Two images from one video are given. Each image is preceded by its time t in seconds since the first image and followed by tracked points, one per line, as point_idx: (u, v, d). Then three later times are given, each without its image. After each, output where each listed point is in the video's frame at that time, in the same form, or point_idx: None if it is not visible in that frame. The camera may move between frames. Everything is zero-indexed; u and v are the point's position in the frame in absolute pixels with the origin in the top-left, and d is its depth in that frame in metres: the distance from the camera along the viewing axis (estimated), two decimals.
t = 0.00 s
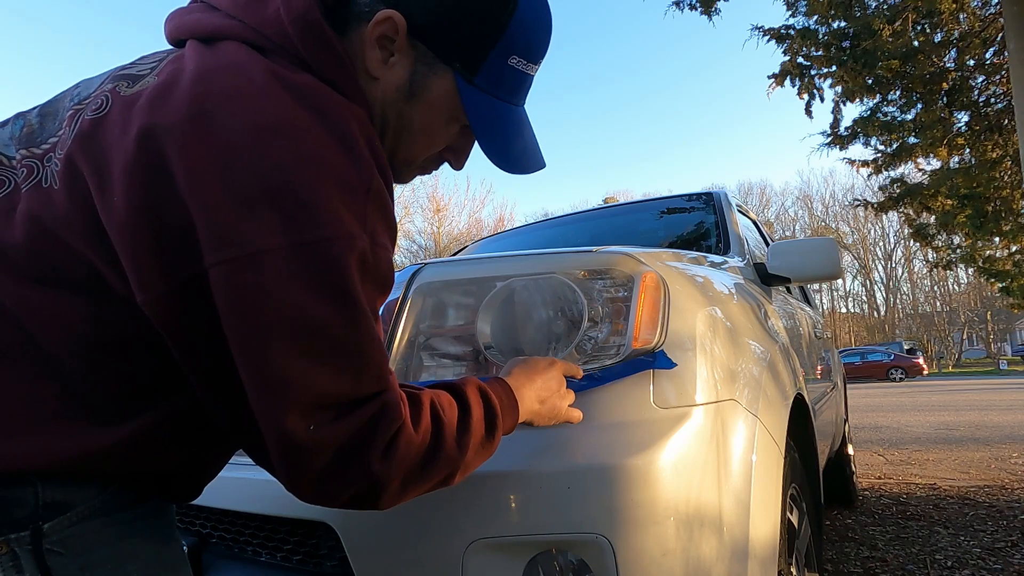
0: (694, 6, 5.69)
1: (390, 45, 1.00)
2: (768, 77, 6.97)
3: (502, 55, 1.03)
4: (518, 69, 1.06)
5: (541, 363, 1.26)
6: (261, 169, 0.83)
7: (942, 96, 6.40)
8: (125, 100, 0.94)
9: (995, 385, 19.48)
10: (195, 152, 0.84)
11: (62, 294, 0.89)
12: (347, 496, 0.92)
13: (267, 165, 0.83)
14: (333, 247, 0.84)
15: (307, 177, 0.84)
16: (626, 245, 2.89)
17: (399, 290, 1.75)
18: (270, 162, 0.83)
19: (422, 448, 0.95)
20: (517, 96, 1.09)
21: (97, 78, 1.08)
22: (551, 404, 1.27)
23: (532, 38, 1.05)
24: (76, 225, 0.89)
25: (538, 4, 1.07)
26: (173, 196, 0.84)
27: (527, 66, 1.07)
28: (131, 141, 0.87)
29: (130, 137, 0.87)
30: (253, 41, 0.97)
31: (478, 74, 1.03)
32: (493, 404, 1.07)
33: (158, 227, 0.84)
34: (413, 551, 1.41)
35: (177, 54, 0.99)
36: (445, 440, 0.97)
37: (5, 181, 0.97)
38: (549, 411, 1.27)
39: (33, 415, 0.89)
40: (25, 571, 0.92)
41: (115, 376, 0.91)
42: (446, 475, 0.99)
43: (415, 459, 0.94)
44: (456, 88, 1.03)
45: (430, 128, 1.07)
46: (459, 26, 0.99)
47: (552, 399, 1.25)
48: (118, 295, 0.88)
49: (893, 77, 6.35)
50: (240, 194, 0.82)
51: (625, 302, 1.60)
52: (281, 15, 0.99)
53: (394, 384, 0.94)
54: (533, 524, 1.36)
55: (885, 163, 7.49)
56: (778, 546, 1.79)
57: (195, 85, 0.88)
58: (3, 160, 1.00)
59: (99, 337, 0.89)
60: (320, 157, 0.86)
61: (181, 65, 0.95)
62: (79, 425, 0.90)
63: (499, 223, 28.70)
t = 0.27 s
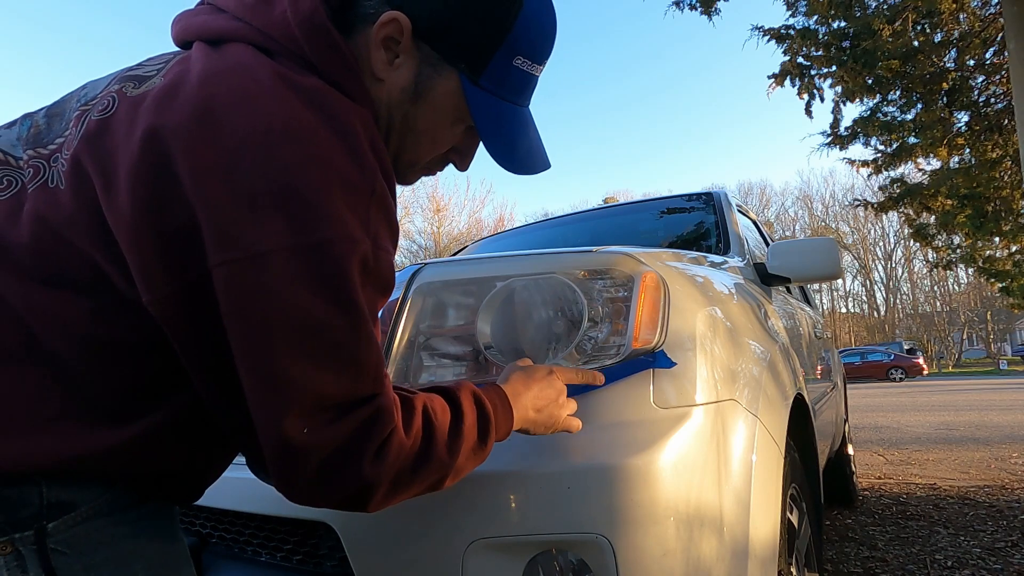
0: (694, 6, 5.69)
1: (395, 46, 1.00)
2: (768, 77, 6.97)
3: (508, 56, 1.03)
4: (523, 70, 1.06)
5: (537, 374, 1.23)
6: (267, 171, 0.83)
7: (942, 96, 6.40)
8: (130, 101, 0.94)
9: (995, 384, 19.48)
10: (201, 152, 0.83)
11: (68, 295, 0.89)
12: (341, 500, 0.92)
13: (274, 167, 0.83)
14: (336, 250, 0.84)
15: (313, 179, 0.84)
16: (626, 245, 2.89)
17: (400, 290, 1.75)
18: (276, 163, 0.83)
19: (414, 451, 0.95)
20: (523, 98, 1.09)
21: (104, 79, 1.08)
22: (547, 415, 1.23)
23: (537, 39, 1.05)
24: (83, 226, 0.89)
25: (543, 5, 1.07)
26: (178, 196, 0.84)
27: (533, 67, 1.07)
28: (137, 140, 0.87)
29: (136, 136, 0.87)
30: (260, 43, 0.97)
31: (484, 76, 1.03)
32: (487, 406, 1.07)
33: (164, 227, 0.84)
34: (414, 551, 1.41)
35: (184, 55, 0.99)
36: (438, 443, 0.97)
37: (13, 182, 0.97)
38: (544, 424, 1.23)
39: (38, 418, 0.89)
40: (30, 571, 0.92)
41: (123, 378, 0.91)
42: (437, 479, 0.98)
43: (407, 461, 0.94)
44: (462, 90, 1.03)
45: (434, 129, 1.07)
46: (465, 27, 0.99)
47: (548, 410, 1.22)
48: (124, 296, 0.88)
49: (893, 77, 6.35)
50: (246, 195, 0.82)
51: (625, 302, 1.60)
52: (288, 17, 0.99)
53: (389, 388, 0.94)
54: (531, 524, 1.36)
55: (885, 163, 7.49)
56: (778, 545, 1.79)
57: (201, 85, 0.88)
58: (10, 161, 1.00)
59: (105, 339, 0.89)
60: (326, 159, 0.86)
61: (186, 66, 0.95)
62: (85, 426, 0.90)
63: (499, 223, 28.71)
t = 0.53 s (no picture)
0: (694, 6, 5.69)
1: (397, 38, 1.00)
2: (768, 77, 6.96)
3: (509, 48, 1.03)
4: (525, 63, 1.06)
5: (583, 394, 1.30)
6: (271, 163, 0.83)
7: (942, 96, 6.40)
8: (134, 95, 0.95)
9: (995, 384, 19.48)
10: (208, 150, 0.84)
11: (73, 291, 0.88)
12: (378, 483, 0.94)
13: (278, 158, 0.83)
14: (347, 241, 0.84)
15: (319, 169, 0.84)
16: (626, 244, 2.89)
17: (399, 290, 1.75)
18: (280, 157, 0.83)
19: (452, 446, 0.98)
20: (525, 91, 1.09)
21: (105, 74, 1.08)
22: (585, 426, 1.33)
23: (538, 32, 1.05)
24: (90, 222, 0.88)
25: None
26: (189, 194, 0.85)
27: (534, 60, 1.07)
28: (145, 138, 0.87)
29: (144, 136, 0.88)
30: (261, 34, 0.97)
31: (485, 67, 1.03)
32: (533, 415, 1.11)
33: (179, 224, 0.85)
34: (415, 551, 1.41)
35: (185, 48, 1.00)
36: (481, 442, 1.00)
37: (19, 180, 0.97)
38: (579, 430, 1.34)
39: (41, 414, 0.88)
40: (43, 571, 0.91)
41: (125, 371, 0.91)
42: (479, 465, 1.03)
43: (441, 453, 0.97)
44: (462, 81, 1.03)
45: (436, 122, 1.07)
46: (466, 18, 1.00)
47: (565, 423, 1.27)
48: (131, 290, 0.89)
49: (893, 77, 6.34)
50: (253, 191, 0.83)
51: (625, 302, 1.60)
52: (291, 11, 0.99)
53: (417, 377, 0.94)
54: (530, 524, 1.36)
55: (885, 163, 7.49)
56: (778, 545, 1.78)
57: (205, 82, 0.89)
58: (16, 158, 1.00)
59: (110, 335, 0.89)
60: (330, 149, 0.86)
61: (188, 60, 0.95)
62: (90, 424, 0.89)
63: (499, 223, 28.71)
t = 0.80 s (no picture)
0: (693, 6, 5.70)
1: None
2: (768, 77, 6.97)
3: None
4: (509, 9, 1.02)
5: (594, 382, 1.25)
6: (257, 116, 0.81)
7: (942, 96, 6.40)
8: (107, 62, 0.93)
9: (995, 385, 19.50)
10: (189, 108, 0.82)
11: (68, 269, 0.85)
12: (395, 442, 0.91)
13: (264, 110, 0.81)
14: (340, 187, 0.81)
15: (305, 116, 0.81)
16: (626, 244, 2.88)
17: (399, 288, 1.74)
18: (262, 108, 0.81)
19: (470, 406, 0.96)
20: (514, 41, 1.05)
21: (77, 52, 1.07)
22: (593, 419, 1.29)
23: None
24: (82, 196, 0.85)
25: None
26: (172, 156, 0.82)
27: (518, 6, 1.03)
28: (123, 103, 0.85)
29: (122, 101, 0.86)
30: None
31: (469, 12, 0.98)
32: (551, 392, 1.09)
33: (165, 188, 0.82)
34: (414, 552, 1.41)
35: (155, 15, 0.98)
36: (498, 402, 0.99)
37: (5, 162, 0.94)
38: (587, 423, 1.30)
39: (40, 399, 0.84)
40: (55, 569, 0.87)
41: (128, 360, 0.87)
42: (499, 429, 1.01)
43: (459, 412, 0.95)
44: (447, 29, 0.99)
45: (422, 76, 1.03)
46: None
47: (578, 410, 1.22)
48: (130, 264, 0.85)
49: (893, 77, 6.35)
50: (239, 144, 0.80)
51: (625, 302, 1.60)
52: None
53: (429, 329, 0.92)
54: (530, 525, 1.37)
55: (885, 163, 7.49)
56: (778, 545, 1.78)
57: (179, 42, 0.86)
58: None
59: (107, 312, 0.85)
60: (314, 96, 0.83)
61: (161, 23, 0.93)
62: (93, 412, 0.85)
63: (499, 223, 28.71)
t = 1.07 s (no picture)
0: (694, 6, 5.70)
1: None
2: (768, 77, 6.97)
3: None
4: None
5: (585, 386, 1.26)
6: (247, 97, 0.81)
7: (942, 96, 6.40)
8: (90, 50, 0.93)
9: (996, 384, 19.50)
10: (178, 93, 0.82)
11: (65, 262, 0.85)
12: (394, 428, 0.90)
13: (253, 92, 0.81)
14: (332, 168, 0.81)
15: (296, 98, 0.81)
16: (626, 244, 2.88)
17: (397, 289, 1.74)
18: (253, 90, 0.81)
19: (469, 392, 0.96)
20: (505, 18, 1.03)
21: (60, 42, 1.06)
22: (584, 420, 1.29)
23: None
24: (71, 187, 0.85)
25: None
26: (161, 142, 0.82)
27: None
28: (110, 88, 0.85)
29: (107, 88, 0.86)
30: None
31: None
32: (545, 389, 1.10)
33: (154, 173, 0.82)
34: (415, 552, 1.41)
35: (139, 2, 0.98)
36: (496, 388, 0.99)
37: None
38: (579, 424, 1.30)
39: (39, 393, 0.85)
40: (58, 571, 0.87)
41: (129, 355, 0.87)
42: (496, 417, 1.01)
43: (458, 398, 0.95)
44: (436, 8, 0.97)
45: (414, 57, 1.02)
46: None
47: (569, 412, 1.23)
48: (124, 256, 0.85)
49: (893, 77, 6.35)
50: (229, 127, 0.80)
51: (625, 302, 1.60)
52: None
53: (426, 314, 0.92)
54: (530, 526, 1.37)
55: (885, 163, 7.49)
56: (778, 544, 1.78)
57: (168, 29, 0.87)
58: None
59: (105, 307, 0.85)
60: (304, 77, 0.83)
61: (146, 10, 0.93)
62: (92, 411, 0.85)
63: (499, 223, 28.72)
